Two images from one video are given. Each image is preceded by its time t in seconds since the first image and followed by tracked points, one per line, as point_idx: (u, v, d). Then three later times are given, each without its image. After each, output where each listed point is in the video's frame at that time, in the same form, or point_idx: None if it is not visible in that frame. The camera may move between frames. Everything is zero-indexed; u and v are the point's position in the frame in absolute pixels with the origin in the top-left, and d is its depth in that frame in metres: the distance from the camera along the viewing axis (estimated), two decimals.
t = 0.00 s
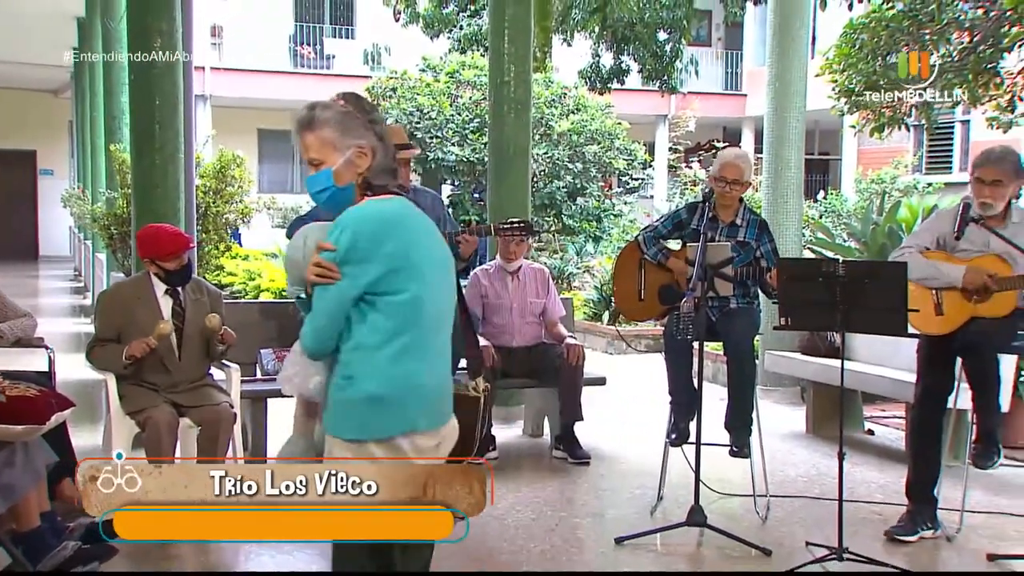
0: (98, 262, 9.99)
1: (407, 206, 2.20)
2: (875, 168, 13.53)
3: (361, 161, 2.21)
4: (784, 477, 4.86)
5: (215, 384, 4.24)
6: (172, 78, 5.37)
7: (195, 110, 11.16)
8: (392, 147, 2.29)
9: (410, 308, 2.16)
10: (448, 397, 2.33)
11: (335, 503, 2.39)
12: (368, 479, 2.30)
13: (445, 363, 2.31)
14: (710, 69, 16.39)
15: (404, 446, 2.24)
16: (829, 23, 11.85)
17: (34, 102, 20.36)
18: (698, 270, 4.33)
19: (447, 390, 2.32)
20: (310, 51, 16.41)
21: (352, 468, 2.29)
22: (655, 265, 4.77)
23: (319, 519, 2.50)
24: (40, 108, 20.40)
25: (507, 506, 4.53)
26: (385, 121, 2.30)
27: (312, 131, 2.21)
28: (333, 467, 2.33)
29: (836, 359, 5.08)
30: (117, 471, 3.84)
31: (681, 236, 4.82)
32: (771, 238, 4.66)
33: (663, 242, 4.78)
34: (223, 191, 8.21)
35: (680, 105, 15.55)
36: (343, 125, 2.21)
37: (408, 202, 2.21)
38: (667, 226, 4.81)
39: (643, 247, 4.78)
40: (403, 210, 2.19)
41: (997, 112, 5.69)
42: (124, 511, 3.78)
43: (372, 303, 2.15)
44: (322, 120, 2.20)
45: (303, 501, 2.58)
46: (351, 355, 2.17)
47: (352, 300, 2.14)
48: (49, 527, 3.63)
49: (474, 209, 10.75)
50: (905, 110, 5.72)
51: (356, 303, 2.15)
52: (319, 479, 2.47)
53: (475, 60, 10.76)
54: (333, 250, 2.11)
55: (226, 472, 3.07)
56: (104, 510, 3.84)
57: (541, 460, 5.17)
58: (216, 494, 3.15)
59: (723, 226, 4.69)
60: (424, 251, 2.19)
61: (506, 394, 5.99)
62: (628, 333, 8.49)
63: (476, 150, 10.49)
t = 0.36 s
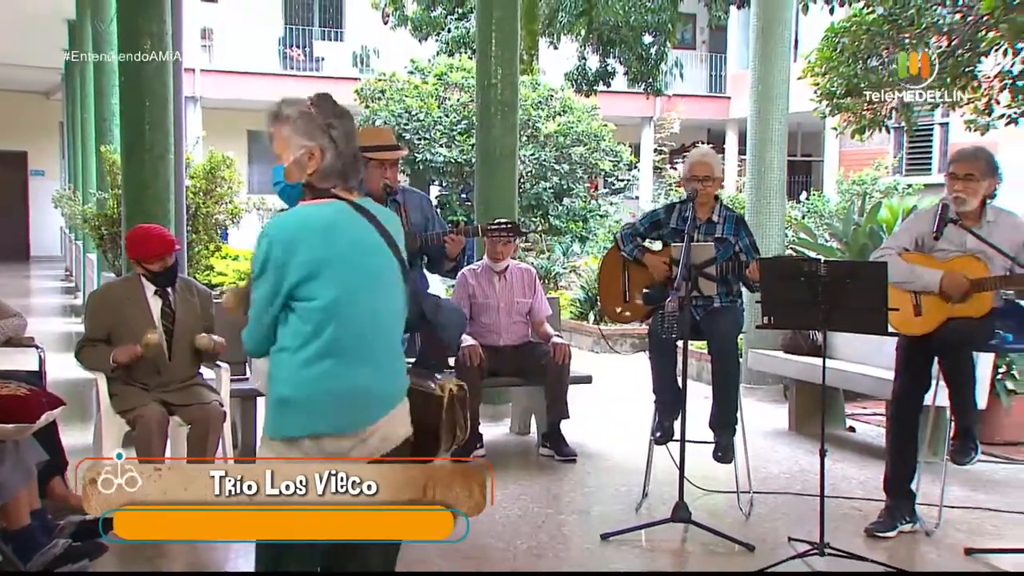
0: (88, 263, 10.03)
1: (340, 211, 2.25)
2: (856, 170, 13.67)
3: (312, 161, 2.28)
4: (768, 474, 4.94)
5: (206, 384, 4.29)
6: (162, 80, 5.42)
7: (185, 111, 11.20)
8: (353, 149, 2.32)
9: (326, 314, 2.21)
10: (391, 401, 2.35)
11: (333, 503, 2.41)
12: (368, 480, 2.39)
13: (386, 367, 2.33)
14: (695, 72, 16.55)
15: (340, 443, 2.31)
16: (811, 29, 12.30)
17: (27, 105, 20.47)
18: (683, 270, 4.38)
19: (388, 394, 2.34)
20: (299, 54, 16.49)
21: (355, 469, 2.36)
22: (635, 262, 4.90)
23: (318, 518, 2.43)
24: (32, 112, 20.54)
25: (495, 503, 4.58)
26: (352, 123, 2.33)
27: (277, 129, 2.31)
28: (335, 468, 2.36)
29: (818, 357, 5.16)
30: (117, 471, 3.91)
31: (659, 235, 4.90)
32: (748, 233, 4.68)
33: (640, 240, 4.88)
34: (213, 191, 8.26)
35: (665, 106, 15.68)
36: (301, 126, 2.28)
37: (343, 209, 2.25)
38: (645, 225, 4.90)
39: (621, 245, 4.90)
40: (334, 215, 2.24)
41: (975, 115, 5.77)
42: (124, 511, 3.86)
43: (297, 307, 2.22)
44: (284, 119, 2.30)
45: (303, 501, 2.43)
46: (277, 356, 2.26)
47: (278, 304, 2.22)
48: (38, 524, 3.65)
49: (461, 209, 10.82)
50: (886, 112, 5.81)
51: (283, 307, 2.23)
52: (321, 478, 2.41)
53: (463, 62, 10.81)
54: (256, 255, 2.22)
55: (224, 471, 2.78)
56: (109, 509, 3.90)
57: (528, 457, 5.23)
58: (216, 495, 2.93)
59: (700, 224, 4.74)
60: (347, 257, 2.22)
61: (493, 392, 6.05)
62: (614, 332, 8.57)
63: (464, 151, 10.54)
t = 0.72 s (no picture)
0: (80, 263, 10.05)
1: (276, 207, 2.24)
2: (841, 171, 13.79)
3: (268, 156, 2.28)
4: (754, 472, 4.99)
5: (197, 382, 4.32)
6: (153, 81, 5.45)
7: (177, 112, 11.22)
8: (317, 146, 2.29)
9: (244, 308, 2.19)
10: (322, 400, 2.29)
11: (335, 504, 2.41)
12: (368, 480, 2.43)
13: (318, 367, 2.28)
14: (683, 73, 16.67)
15: (250, 439, 2.27)
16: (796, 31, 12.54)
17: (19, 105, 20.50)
18: (670, 269, 4.44)
19: (316, 394, 2.28)
20: (290, 55, 16.53)
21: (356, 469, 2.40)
22: (622, 268, 4.91)
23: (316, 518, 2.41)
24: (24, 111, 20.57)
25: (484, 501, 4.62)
26: (323, 120, 2.30)
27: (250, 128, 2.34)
28: (337, 469, 2.37)
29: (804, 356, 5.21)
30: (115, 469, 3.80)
31: (644, 238, 4.96)
32: (732, 230, 4.77)
33: (627, 244, 4.90)
34: (205, 192, 8.31)
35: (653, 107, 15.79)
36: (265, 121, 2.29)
37: (279, 204, 2.24)
38: (630, 229, 4.94)
39: (607, 251, 4.91)
40: (268, 210, 2.24)
41: (958, 117, 5.81)
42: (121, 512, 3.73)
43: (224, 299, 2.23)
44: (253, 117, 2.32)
45: (303, 501, 2.39)
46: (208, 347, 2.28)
47: (208, 295, 2.25)
48: (30, 522, 3.69)
49: (451, 209, 10.89)
50: (871, 114, 5.86)
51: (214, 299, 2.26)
52: (321, 479, 2.36)
53: (453, 64, 10.85)
54: (194, 244, 2.26)
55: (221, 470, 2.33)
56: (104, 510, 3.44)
57: (518, 456, 5.27)
58: (213, 494, 2.41)
59: (685, 224, 4.82)
60: (268, 251, 2.20)
61: (482, 392, 6.09)
62: (602, 331, 8.63)
63: (454, 152, 10.60)
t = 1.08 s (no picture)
0: (72, 262, 10.06)
1: (249, 208, 2.35)
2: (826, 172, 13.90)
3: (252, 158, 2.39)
4: (740, 468, 5.06)
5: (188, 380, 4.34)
6: (144, 81, 5.49)
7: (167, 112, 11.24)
8: (288, 150, 2.36)
9: (216, 302, 2.32)
10: (287, 397, 2.35)
11: (336, 504, 2.55)
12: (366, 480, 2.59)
13: (281, 364, 2.34)
14: (671, 74, 16.76)
15: (219, 429, 2.37)
16: (782, 33, 12.67)
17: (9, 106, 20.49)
18: (657, 268, 4.50)
19: (282, 390, 2.34)
20: (281, 56, 16.56)
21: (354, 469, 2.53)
22: (611, 266, 4.97)
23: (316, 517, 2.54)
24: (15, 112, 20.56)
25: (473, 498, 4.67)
26: (296, 124, 2.36)
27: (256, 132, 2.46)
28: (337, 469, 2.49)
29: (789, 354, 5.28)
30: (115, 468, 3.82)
31: (631, 238, 5.02)
32: (717, 229, 4.83)
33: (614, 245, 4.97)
34: (196, 192, 8.34)
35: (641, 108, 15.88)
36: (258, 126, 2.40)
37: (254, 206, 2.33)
38: (617, 230, 5.01)
39: (596, 251, 4.98)
40: (242, 211, 2.35)
41: (940, 118, 5.89)
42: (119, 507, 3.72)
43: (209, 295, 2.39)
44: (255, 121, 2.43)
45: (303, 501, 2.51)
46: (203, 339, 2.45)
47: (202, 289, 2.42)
48: (21, 520, 3.71)
49: (441, 209, 10.95)
50: (855, 116, 5.93)
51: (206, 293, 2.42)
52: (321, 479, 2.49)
53: (443, 65, 10.90)
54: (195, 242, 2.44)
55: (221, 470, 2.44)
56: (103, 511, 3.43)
57: (506, 453, 5.32)
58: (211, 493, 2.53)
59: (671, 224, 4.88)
60: (238, 250, 2.31)
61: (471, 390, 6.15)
62: (590, 330, 8.69)
63: (444, 152, 10.64)
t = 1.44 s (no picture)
0: (65, 262, 10.07)
1: (255, 204, 2.41)
2: (814, 172, 13.98)
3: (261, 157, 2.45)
4: (729, 465, 5.10)
5: (181, 379, 4.37)
6: (137, 83, 5.51)
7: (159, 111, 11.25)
8: (283, 152, 2.39)
9: (223, 294, 2.41)
10: (286, 385, 2.40)
11: (338, 505, 2.59)
12: (367, 479, 2.69)
13: (282, 355, 2.40)
14: (661, 76, 16.83)
15: (225, 418, 2.45)
16: (770, 35, 12.82)
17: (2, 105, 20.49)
18: (647, 267, 4.54)
19: (281, 380, 2.39)
20: (273, 57, 16.60)
21: (355, 470, 2.60)
22: (603, 267, 5.00)
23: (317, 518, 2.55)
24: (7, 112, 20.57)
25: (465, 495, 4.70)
26: (291, 127, 2.39)
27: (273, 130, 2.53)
28: (337, 469, 2.53)
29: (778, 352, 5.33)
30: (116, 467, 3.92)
31: (622, 238, 5.06)
32: (708, 230, 4.86)
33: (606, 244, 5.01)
34: (189, 192, 8.37)
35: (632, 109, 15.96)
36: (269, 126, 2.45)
37: (260, 202, 2.40)
38: (608, 230, 5.05)
39: (588, 251, 5.01)
40: (248, 207, 2.42)
41: (926, 119, 5.95)
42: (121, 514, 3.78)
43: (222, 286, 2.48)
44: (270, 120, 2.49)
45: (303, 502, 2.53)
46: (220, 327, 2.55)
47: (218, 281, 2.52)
48: (15, 519, 3.64)
49: (433, 209, 10.99)
50: (843, 116, 5.99)
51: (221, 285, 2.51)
52: (322, 479, 2.53)
53: (434, 66, 10.94)
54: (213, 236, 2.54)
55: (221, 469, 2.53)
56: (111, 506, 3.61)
57: (497, 451, 5.36)
58: (215, 494, 2.64)
59: (662, 224, 4.92)
60: (243, 245, 2.39)
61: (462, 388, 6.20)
62: (581, 329, 8.74)
63: (436, 152, 10.69)
